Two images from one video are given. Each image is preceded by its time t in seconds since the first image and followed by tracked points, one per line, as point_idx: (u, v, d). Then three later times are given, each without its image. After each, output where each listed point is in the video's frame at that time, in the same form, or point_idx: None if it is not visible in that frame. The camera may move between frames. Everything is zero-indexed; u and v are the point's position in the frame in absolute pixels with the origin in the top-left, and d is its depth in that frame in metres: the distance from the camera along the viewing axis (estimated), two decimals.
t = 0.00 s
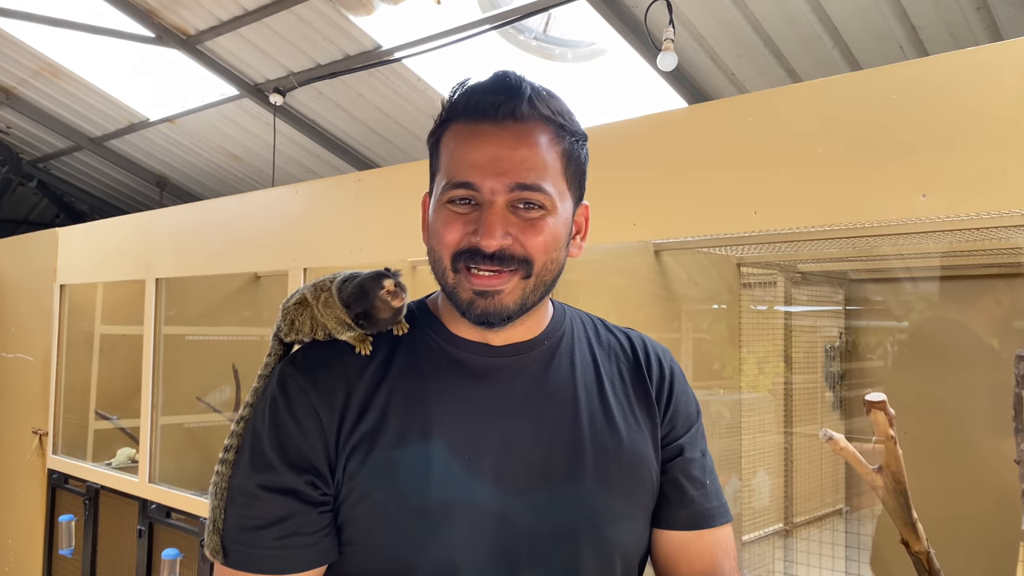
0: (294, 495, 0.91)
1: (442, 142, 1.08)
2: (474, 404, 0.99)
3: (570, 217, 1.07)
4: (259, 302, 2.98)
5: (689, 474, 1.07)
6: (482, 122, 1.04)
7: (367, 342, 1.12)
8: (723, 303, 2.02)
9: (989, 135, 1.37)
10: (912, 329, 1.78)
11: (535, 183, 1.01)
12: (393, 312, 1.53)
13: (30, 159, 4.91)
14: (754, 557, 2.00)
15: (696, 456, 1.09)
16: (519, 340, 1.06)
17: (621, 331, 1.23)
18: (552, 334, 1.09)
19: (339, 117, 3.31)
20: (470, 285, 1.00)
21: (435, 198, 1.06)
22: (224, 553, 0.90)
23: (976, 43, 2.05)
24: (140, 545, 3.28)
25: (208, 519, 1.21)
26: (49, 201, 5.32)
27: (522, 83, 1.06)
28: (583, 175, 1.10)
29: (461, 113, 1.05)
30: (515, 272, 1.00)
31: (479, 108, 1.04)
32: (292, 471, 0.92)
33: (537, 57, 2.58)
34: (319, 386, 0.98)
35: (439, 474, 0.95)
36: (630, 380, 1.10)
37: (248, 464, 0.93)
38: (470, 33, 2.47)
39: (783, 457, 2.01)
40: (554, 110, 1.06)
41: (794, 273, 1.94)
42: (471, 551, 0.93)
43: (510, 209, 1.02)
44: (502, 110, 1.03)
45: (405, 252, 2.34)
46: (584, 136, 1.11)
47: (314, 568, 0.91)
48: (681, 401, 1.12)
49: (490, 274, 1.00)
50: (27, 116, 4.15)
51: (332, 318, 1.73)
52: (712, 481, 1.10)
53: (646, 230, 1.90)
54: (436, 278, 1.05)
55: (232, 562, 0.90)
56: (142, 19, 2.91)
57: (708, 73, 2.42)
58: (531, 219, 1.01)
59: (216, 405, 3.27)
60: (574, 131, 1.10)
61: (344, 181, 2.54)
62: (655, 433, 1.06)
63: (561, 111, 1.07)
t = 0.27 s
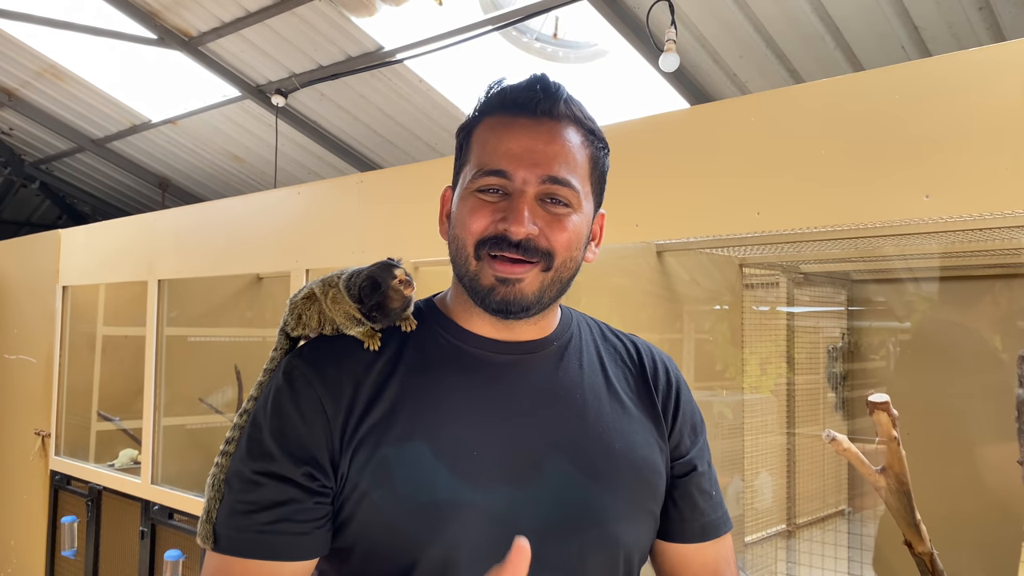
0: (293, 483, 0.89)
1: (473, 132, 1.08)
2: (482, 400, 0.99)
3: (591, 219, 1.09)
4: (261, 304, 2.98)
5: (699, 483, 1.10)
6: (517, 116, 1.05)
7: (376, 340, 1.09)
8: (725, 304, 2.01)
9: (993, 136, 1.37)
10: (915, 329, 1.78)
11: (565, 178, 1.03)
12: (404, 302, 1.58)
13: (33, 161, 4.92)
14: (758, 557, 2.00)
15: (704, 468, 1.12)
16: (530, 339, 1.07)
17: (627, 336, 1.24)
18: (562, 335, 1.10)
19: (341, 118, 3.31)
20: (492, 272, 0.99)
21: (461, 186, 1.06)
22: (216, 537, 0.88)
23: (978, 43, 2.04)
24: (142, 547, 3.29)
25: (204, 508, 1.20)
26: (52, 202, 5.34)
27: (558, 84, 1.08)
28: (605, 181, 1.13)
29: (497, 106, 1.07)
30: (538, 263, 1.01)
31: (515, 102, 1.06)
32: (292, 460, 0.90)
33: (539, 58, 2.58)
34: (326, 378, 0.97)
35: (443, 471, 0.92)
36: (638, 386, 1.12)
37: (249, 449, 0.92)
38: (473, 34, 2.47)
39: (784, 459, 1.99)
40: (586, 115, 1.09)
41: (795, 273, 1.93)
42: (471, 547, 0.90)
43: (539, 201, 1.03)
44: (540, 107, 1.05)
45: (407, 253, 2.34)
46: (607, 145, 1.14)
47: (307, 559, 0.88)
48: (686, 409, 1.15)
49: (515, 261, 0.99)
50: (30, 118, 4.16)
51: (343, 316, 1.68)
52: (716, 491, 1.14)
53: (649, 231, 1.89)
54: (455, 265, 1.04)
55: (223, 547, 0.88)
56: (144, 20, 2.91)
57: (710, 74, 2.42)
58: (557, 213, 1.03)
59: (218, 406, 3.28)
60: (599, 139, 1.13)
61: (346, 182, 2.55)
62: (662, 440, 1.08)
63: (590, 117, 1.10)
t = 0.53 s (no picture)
0: (301, 473, 0.89)
1: (484, 138, 1.09)
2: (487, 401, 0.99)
3: (596, 228, 1.09)
4: (262, 305, 2.98)
5: (695, 491, 1.13)
6: (528, 124, 1.06)
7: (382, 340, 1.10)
8: (727, 304, 2.00)
9: (994, 137, 1.37)
10: (917, 329, 1.78)
11: (573, 187, 1.03)
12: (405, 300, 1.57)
13: (34, 163, 4.92)
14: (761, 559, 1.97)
15: (698, 477, 1.15)
16: (532, 343, 1.07)
17: (624, 343, 1.24)
18: (563, 339, 1.10)
19: (342, 120, 3.31)
20: (498, 275, 0.99)
21: (469, 191, 1.06)
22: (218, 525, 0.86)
23: (980, 43, 2.04)
24: (144, 548, 3.29)
25: (206, 510, 1.20)
26: (53, 205, 5.37)
27: (569, 94, 1.09)
28: (611, 191, 1.13)
29: (508, 114, 1.07)
30: (544, 269, 1.00)
31: (525, 110, 1.07)
32: (301, 452, 0.90)
33: (540, 59, 2.58)
34: (330, 375, 0.98)
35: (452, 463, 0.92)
36: (637, 391, 1.12)
37: (255, 442, 0.91)
38: (474, 35, 2.47)
39: (786, 460, 2.00)
40: (595, 126, 1.11)
41: (797, 274, 1.93)
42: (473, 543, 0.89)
43: (546, 208, 1.03)
44: (551, 116, 1.06)
45: (408, 255, 2.34)
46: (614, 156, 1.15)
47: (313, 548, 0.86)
48: (681, 417, 1.17)
49: (520, 265, 0.99)
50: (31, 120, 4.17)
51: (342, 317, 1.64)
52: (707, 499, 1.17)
53: (650, 232, 1.89)
54: (461, 269, 1.03)
55: (225, 537, 0.85)
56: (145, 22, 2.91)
57: (711, 75, 2.42)
58: (564, 221, 1.03)
59: (220, 408, 3.28)
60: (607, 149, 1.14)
61: (347, 184, 2.55)
62: (662, 446, 1.09)
63: (598, 129, 1.12)
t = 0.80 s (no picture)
0: (302, 474, 0.89)
1: (470, 138, 1.10)
2: (485, 401, 0.99)
3: (585, 221, 1.08)
4: (263, 306, 2.98)
5: (693, 487, 1.13)
6: (511, 120, 1.06)
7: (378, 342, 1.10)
8: (727, 305, 2.00)
9: (994, 137, 1.36)
10: (916, 329, 1.78)
11: (558, 180, 1.03)
12: (397, 300, 1.62)
13: (34, 165, 4.92)
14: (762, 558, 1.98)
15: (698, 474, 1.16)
16: (523, 343, 1.06)
17: (622, 343, 1.24)
18: (559, 338, 1.10)
19: (342, 121, 3.32)
20: (489, 271, 0.99)
21: (458, 191, 1.07)
22: (222, 528, 0.86)
23: (979, 43, 2.04)
24: (145, 550, 3.29)
25: (209, 511, 1.21)
26: (53, 206, 5.36)
27: (552, 91, 1.10)
28: (599, 186, 1.13)
29: (492, 112, 1.08)
30: (532, 262, 1.00)
31: (509, 107, 1.07)
32: (302, 454, 0.90)
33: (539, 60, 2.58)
34: (328, 376, 0.98)
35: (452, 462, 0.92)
36: (635, 390, 1.13)
37: (256, 444, 0.91)
38: (473, 36, 2.47)
39: (787, 460, 2.00)
40: (580, 120, 1.11)
41: (797, 274, 1.93)
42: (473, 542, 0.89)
43: (533, 201, 1.02)
44: (533, 111, 1.06)
45: (408, 256, 2.35)
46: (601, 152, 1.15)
47: (316, 548, 0.87)
48: (679, 414, 1.17)
49: (508, 260, 0.99)
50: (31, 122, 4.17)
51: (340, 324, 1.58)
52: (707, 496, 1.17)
53: (650, 232, 1.89)
54: (453, 269, 1.04)
55: (229, 539, 0.85)
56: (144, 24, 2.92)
57: (711, 75, 2.42)
58: (551, 214, 1.02)
59: (221, 409, 3.28)
60: (594, 144, 1.14)
61: (347, 185, 2.55)
62: (660, 443, 1.09)
63: (584, 123, 1.11)
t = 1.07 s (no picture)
0: (291, 480, 0.89)
1: (440, 142, 1.10)
2: (482, 402, 0.98)
3: (564, 209, 1.07)
4: (262, 307, 2.98)
5: (694, 488, 1.13)
6: (475, 118, 1.06)
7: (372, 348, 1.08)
8: (727, 305, 2.00)
9: (992, 135, 1.37)
10: (915, 327, 1.79)
11: (527, 170, 1.02)
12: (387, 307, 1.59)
13: (33, 166, 4.92)
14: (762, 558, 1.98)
15: (698, 473, 1.15)
16: (520, 341, 1.07)
17: (623, 340, 1.24)
18: (555, 336, 1.10)
19: (341, 122, 3.32)
20: (467, 271, 0.99)
21: (433, 197, 1.07)
22: (215, 530, 0.88)
23: (977, 42, 2.05)
24: (145, 552, 3.28)
25: (209, 514, 1.22)
26: (53, 207, 5.36)
27: (511, 83, 1.09)
28: (576, 173, 1.11)
29: (455, 113, 1.08)
30: (509, 257, 0.99)
31: (472, 106, 1.07)
32: (291, 460, 0.90)
33: (539, 60, 2.58)
34: (322, 380, 0.98)
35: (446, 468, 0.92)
36: (634, 389, 1.12)
37: (249, 448, 0.92)
38: (472, 36, 2.47)
39: (787, 459, 1.98)
40: (545, 108, 1.09)
41: (796, 274, 1.93)
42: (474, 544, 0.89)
43: (504, 194, 1.02)
44: (494, 107, 1.06)
45: (408, 257, 2.34)
46: (575, 138, 1.13)
47: (308, 552, 0.88)
48: (680, 414, 1.16)
49: (484, 257, 0.98)
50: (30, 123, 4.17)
51: (328, 328, 1.56)
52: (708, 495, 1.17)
53: (649, 232, 1.89)
54: (437, 272, 1.04)
55: (222, 543, 0.87)
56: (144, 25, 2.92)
57: (710, 75, 2.42)
58: (524, 206, 1.01)
59: (221, 410, 3.28)
60: (565, 132, 1.12)
61: (347, 186, 2.55)
62: (660, 443, 1.09)
63: (550, 111, 1.10)
